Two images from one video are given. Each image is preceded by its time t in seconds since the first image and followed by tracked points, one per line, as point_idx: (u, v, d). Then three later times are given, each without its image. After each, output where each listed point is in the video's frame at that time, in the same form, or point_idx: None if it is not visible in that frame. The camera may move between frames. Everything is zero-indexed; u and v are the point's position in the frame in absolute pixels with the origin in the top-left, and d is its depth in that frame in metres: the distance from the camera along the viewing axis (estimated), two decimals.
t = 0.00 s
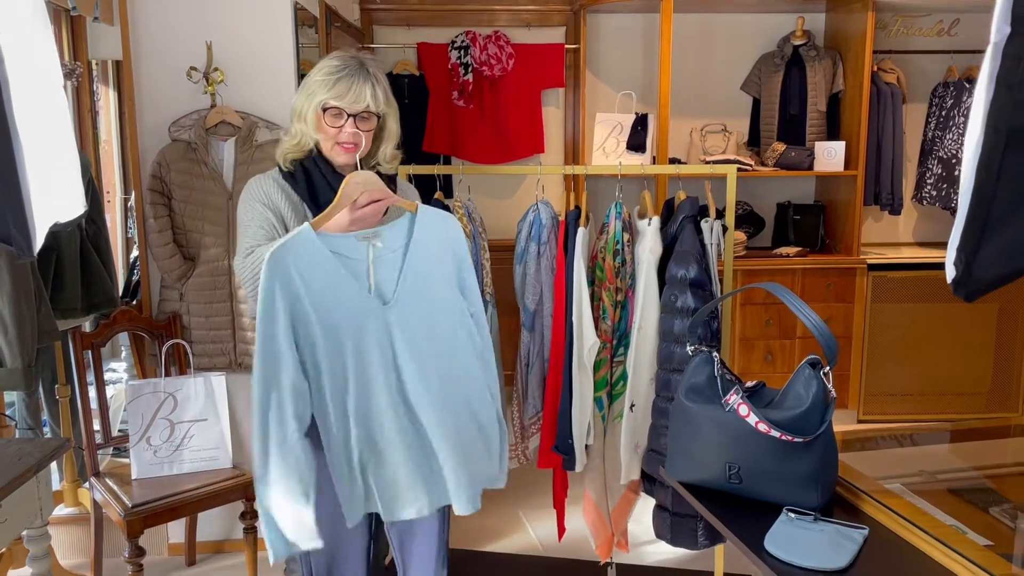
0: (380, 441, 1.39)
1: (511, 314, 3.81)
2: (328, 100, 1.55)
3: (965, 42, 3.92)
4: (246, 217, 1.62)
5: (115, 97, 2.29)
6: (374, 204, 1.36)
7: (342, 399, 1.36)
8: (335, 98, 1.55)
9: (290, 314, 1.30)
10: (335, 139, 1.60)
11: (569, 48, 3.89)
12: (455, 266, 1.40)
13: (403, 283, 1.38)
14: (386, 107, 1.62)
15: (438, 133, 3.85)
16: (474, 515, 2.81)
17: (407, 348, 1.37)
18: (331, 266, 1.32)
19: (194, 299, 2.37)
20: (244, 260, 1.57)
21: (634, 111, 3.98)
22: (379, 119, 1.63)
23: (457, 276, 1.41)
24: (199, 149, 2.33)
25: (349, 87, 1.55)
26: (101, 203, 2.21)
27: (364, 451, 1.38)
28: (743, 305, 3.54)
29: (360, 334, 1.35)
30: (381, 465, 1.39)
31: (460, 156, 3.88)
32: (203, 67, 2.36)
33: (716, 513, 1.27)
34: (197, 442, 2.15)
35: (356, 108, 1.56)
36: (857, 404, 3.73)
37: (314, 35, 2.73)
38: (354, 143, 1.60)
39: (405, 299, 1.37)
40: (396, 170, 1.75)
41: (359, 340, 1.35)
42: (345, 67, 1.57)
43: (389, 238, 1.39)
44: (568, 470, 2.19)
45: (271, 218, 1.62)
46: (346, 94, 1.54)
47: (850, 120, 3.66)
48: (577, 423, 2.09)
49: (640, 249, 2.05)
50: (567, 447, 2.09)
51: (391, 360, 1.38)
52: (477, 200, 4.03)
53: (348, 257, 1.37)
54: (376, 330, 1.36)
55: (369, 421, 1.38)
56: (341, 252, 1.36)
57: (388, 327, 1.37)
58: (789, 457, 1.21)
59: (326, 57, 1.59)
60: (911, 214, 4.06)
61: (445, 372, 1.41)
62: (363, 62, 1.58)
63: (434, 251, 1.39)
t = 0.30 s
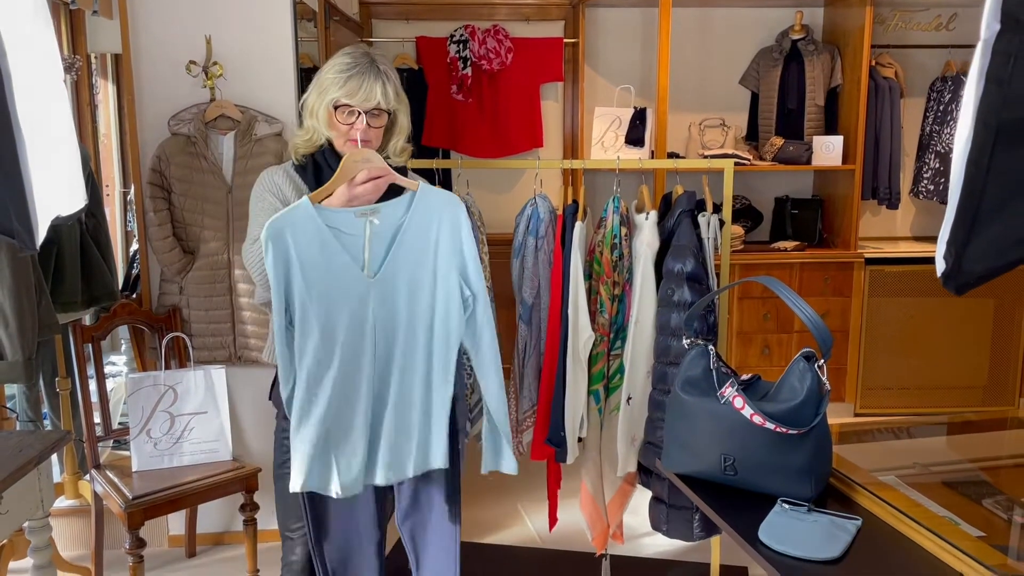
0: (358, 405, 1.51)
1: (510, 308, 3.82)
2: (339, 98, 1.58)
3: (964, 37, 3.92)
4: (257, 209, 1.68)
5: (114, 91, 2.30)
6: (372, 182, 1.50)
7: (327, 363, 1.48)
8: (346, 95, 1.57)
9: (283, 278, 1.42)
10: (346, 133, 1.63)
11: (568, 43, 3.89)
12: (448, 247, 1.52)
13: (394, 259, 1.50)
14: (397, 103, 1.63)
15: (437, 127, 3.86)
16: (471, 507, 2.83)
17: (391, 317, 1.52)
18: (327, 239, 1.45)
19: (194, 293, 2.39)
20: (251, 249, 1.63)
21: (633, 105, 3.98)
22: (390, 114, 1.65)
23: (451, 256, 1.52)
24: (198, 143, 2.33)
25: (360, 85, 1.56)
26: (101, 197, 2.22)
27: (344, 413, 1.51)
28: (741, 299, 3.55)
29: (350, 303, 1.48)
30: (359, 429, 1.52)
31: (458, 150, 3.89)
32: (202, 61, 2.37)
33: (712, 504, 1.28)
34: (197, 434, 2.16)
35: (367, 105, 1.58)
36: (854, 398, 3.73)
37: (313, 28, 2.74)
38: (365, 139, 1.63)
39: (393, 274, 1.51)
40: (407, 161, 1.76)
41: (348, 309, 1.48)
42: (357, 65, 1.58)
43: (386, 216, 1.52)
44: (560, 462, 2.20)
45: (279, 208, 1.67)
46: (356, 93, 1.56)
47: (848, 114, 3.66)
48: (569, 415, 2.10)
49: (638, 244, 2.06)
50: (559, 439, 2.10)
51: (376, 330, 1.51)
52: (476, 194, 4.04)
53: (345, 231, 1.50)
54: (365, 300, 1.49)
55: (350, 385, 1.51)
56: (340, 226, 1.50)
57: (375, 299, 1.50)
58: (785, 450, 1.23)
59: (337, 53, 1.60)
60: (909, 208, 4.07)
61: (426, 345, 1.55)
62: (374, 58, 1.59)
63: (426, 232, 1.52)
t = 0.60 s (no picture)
0: (329, 383, 1.55)
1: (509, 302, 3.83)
2: (334, 76, 1.61)
3: (961, 32, 3.93)
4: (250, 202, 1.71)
5: (113, 85, 2.32)
6: (350, 170, 1.54)
7: (299, 343, 1.51)
8: (341, 75, 1.61)
9: (258, 259, 1.47)
10: (340, 114, 1.65)
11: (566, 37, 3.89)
12: (421, 231, 1.58)
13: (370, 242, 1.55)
14: (392, 87, 1.67)
15: (437, 122, 3.86)
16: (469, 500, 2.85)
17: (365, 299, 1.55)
18: (302, 221, 1.50)
19: (194, 287, 2.39)
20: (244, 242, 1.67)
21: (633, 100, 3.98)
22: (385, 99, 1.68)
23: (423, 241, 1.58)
24: (198, 137, 2.34)
25: (355, 64, 1.60)
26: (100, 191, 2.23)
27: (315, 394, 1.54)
28: (739, 293, 3.56)
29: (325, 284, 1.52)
30: (334, 409, 1.56)
31: (457, 145, 3.89)
32: (202, 56, 2.37)
33: (708, 496, 1.29)
34: (198, 427, 2.17)
35: (361, 84, 1.61)
36: (852, 392, 3.75)
37: (312, 23, 2.74)
38: (359, 120, 1.65)
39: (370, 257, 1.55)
40: (402, 154, 1.78)
41: (322, 289, 1.52)
42: (352, 48, 1.63)
43: (362, 202, 1.57)
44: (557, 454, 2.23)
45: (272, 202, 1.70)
46: (351, 70, 1.60)
47: (847, 110, 3.67)
48: (566, 408, 2.11)
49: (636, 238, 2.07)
50: (555, 431, 2.12)
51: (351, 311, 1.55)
52: (475, 189, 4.04)
53: (320, 215, 1.55)
54: (341, 282, 1.53)
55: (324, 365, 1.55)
56: (317, 210, 1.54)
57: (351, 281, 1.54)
58: (780, 441, 1.24)
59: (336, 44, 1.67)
60: (906, 203, 4.08)
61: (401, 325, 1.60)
62: (370, 44, 1.65)
63: (400, 216, 1.57)
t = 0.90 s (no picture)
0: (319, 362, 1.53)
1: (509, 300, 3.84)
2: (321, 69, 1.63)
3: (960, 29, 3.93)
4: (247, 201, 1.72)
5: (113, 83, 2.32)
6: (329, 146, 1.52)
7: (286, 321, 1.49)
8: (328, 67, 1.63)
9: (239, 243, 1.44)
10: (330, 108, 1.65)
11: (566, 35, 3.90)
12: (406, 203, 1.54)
13: (355, 218, 1.52)
14: (381, 77, 1.68)
15: (437, 119, 3.87)
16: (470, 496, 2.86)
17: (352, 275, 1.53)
18: (283, 202, 1.47)
19: (195, 284, 2.40)
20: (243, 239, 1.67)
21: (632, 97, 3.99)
22: (375, 89, 1.69)
23: (410, 212, 1.54)
24: (199, 135, 2.35)
25: (341, 54, 1.62)
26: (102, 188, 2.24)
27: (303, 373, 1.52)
28: (738, 290, 3.57)
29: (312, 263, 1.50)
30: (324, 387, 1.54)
31: (457, 142, 3.90)
32: (203, 53, 2.38)
33: (706, 491, 1.30)
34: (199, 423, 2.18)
35: (349, 73, 1.62)
36: (851, 388, 3.76)
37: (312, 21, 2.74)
38: (350, 110, 1.65)
39: (356, 233, 1.52)
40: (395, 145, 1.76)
41: (309, 269, 1.50)
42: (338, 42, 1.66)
43: (346, 176, 1.52)
44: (558, 451, 2.23)
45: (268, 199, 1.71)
46: (338, 61, 1.62)
47: (846, 107, 3.68)
48: (567, 405, 2.12)
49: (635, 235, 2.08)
50: (556, 428, 2.13)
51: (343, 288, 1.52)
52: (474, 186, 4.05)
53: (304, 192, 1.50)
54: (328, 261, 1.51)
55: (316, 345, 1.53)
56: (300, 188, 1.49)
57: (340, 258, 1.51)
58: (777, 438, 1.25)
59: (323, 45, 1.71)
60: (905, 200, 4.09)
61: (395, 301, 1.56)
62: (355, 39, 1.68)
63: (385, 189, 1.53)
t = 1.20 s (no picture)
0: (324, 340, 1.62)
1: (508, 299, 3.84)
2: (318, 69, 1.64)
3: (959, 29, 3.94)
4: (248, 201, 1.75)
5: (113, 82, 2.33)
6: (342, 132, 1.62)
7: (293, 298, 1.59)
8: (325, 66, 1.64)
9: (253, 219, 1.57)
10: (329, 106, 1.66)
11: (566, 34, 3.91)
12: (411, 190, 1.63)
13: (362, 202, 1.61)
14: (376, 75, 1.69)
15: (437, 119, 3.87)
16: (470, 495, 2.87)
17: (358, 256, 1.61)
18: (295, 183, 1.58)
19: (196, 283, 2.41)
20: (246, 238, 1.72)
21: (632, 97, 4.00)
22: (371, 87, 1.69)
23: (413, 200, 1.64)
24: (200, 135, 2.35)
25: (336, 53, 1.64)
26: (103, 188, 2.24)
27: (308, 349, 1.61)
28: (737, 289, 3.58)
29: (320, 243, 1.59)
30: (327, 362, 1.63)
31: (457, 142, 3.91)
32: (204, 54, 2.39)
33: (704, 489, 1.31)
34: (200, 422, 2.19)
35: (344, 71, 1.64)
36: (850, 387, 3.77)
37: (313, 21, 2.75)
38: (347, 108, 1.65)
39: (364, 217, 1.61)
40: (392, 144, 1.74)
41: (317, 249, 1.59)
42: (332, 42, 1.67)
43: (356, 162, 1.62)
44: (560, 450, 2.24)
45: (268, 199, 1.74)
46: (333, 59, 1.63)
47: (845, 107, 3.68)
48: (569, 404, 2.14)
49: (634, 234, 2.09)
50: (560, 428, 2.14)
51: (347, 270, 1.61)
52: (474, 186, 4.07)
53: (317, 175, 1.60)
54: (335, 242, 1.60)
55: (319, 323, 1.61)
56: (312, 171, 1.60)
57: (346, 240, 1.60)
58: (775, 437, 1.26)
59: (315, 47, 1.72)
60: (903, 200, 4.10)
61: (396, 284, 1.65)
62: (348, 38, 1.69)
63: (392, 175, 1.63)
